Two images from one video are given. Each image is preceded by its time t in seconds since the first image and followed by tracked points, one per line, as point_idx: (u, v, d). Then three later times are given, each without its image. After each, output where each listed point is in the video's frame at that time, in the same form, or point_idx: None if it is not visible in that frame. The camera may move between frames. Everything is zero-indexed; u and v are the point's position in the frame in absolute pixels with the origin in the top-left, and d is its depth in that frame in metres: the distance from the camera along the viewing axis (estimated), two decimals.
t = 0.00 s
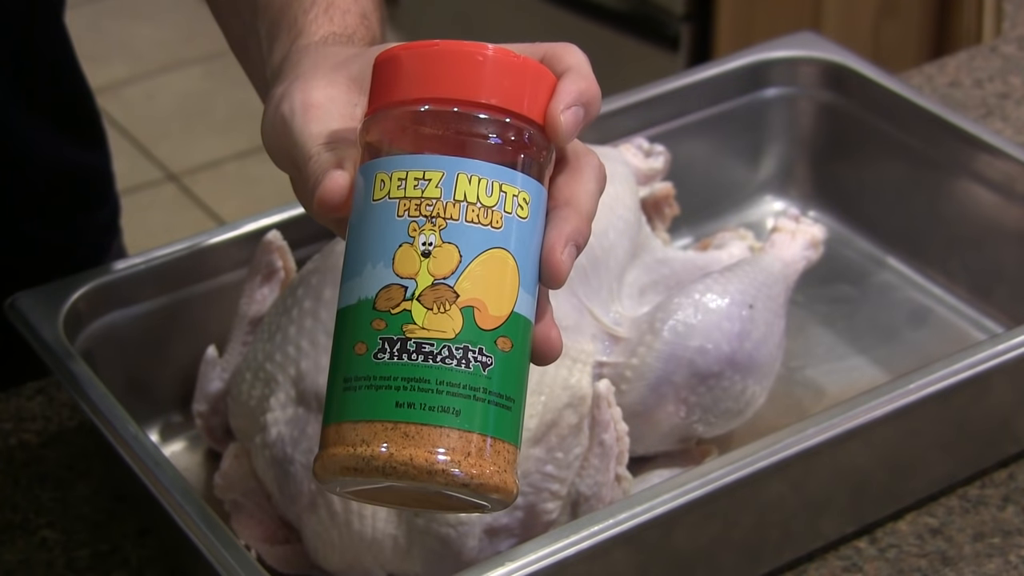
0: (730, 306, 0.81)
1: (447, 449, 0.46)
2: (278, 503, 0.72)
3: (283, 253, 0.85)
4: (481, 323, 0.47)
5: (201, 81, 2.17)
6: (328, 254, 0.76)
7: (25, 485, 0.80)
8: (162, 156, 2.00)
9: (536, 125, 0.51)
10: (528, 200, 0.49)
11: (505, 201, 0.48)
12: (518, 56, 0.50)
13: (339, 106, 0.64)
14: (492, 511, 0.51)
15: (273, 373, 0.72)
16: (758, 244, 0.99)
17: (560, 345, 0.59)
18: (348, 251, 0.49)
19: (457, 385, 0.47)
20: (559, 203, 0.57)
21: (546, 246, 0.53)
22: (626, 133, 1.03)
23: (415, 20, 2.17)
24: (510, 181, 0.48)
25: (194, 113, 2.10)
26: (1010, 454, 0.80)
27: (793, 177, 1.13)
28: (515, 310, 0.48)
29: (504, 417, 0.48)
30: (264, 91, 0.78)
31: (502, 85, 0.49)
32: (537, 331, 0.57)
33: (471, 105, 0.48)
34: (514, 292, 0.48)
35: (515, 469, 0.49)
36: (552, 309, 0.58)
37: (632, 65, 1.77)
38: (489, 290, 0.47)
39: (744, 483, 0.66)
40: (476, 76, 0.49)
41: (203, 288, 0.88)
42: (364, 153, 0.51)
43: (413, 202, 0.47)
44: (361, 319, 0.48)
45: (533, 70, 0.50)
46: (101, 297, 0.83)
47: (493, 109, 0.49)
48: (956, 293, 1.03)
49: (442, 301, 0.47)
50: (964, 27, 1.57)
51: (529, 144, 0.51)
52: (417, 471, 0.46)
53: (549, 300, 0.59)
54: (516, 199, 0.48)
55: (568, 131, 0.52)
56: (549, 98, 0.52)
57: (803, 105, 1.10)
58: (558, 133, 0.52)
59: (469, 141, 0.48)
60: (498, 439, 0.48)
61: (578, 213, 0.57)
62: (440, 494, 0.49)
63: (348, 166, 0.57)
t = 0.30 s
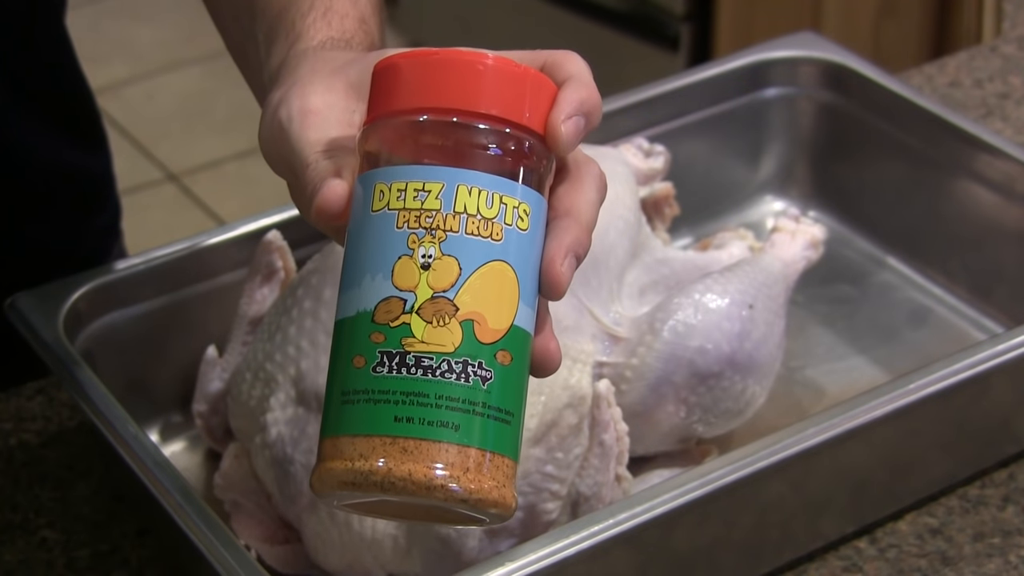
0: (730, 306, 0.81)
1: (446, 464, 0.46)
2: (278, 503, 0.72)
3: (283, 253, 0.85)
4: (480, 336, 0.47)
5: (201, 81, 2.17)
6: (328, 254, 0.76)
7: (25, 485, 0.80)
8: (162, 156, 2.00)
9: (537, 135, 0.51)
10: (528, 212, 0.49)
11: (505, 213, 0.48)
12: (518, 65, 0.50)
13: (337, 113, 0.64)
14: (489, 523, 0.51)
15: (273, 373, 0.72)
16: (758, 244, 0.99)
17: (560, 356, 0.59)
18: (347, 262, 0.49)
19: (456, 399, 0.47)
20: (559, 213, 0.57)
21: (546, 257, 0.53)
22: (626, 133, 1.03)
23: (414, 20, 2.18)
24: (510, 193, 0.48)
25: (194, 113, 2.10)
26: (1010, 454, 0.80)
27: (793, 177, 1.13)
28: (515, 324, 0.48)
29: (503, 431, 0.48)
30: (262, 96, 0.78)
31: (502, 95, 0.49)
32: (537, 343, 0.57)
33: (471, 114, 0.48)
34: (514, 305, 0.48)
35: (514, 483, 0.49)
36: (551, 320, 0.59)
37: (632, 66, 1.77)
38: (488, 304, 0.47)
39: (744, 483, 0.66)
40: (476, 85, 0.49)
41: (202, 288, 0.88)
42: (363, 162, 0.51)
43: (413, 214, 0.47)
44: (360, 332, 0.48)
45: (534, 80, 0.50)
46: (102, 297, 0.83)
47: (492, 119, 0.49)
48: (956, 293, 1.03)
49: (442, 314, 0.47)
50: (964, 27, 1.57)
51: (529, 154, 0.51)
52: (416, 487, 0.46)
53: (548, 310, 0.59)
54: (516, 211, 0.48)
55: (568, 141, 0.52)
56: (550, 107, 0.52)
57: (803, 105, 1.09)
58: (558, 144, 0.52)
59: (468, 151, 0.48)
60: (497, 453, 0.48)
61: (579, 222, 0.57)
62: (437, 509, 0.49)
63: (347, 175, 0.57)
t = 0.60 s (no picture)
0: (730, 306, 0.81)
1: (455, 497, 0.47)
2: (278, 503, 0.72)
3: (283, 253, 0.85)
4: (487, 367, 0.48)
5: (201, 81, 2.17)
6: (328, 254, 0.76)
7: (25, 485, 0.80)
8: (162, 156, 2.00)
9: (542, 162, 0.51)
10: (534, 241, 0.49)
11: (511, 243, 0.48)
12: (524, 93, 0.50)
13: (340, 131, 0.64)
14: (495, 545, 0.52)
15: (273, 374, 0.72)
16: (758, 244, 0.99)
17: (564, 381, 0.59)
18: (353, 291, 0.49)
19: (463, 432, 0.47)
20: (563, 238, 0.58)
21: (551, 283, 0.54)
22: (626, 133, 1.03)
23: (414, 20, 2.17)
24: (515, 223, 0.48)
25: (194, 113, 2.10)
26: (1010, 454, 0.80)
27: (792, 176, 1.13)
28: (521, 354, 0.49)
29: (510, 461, 0.49)
30: (261, 106, 0.78)
31: (508, 124, 0.49)
32: (543, 369, 0.58)
33: (476, 144, 0.49)
34: (521, 336, 0.49)
35: (520, 511, 0.50)
36: (555, 345, 0.59)
37: (632, 66, 1.77)
38: (496, 336, 0.48)
39: (744, 483, 0.66)
40: (482, 115, 0.49)
41: (203, 288, 0.88)
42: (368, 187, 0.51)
43: (420, 245, 0.47)
44: (368, 363, 0.48)
45: (539, 108, 0.51)
46: (102, 297, 0.83)
47: (498, 148, 0.49)
48: (957, 293, 1.03)
49: (450, 347, 0.48)
50: (964, 27, 1.57)
51: (533, 180, 0.51)
52: (426, 519, 0.47)
53: (552, 335, 0.60)
54: (523, 241, 0.48)
55: (573, 167, 0.52)
56: (554, 133, 0.52)
57: (803, 105, 1.09)
58: (563, 170, 0.52)
59: (473, 180, 0.49)
60: (503, 483, 0.48)
61: (583, 247, 0.57)
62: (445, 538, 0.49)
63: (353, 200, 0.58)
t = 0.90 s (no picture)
0: (730, 306, 0.81)
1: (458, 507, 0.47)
2: (278, 503, 0.72)
3: (283, 253, 0.85)
4: (492, 378, 0.48)
5: (201, 81, 2.17)
6: (327, 254, 0.76)
7: (25, 485, 0.80)
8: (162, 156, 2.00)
9: (547, 172, 0.51)
10: (541, 252, 0.49)
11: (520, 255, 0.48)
12: (530, 104, 0.50)
13: (343, 135, 0.64)
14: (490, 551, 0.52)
15: (273, 373, 0.72)
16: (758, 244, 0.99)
17: (561, 389, 0.59)
18: (357, 296, 0.49)
19: (467, 443, 0.48)
20: (564, 246, 0.58)
21: (552, 292, 0.54)
22: (626, 133, 1.03)
23: (414, 20, 2.17)
24: (524, 235, 0.48)
25: (194, 113, 2.10)
26: (1010, 454, 0.80)
27: (792, 176, 1.13)
28: (525, 365, 0.49)
29: (511, 472, 0.49)
30: (261, 109, 0.78)
31: (513, 135, 0.49)
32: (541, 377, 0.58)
33: (479, 154, 0.49)
34: (525, 347, 0.49)
35: (518, 519, 0.50)
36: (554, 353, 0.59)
37: (632, 66, 1.77)
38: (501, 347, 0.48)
39: (744, 483, 0.66)
40: (487, 125, 0.49)
41: (203, 287, 0.88)
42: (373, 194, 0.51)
43: (429, 255, 0.47)
44: (373, 370, 0.48)
45: (546, 119, 0.50)
46: (102, 297, 0.83)
47: (501, 158, 0.49)
48: (957, 293, 1.03)
49: (456, 358, 0.48)
50: (964, 26, 1.57)
51: (537, 189, 0.51)
52: (428, 529, 0.47)
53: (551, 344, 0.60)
54: (530, 253, 0.48)
55: (580, 178, 0.52)
56: (561, 143, 0.52)
57: (803, 105, 1.09)
58: (569, 180, 0.52)
59: (476, 189, 0.49)
60: (504, 493, 0.49)
61: (584, 256, 0.57)
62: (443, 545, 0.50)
63: (357, 204, 0.56)
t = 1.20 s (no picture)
0: (730, 306, 0.81)
1: (457, 496, 0.47)
2: (278, 503, 0.72)
3: (283, 253, 0.85)
4: (493, 368, 0.48)
5: (201, 81, 2.17)
6: (327, 254, 0.76)
7: (25, 485, 0.80)
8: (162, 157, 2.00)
9: (550, 164, 0.51)
10: (542, 244, 0.49)
11: (522, 246, 0.48)
12: (533, 96, 0.50)
13: (346, 130, 0.63)
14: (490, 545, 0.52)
15: (273, 373, 0.72)
16: (758, 244, 0.99)
17: (564, 382, 0.59)
18: (359, 287, 0.49)
19: (467, 432, 0.47)
20: (566, 239, 0.58)
21: (556, 284, 0.55)
22: (626, 133, 1.03)
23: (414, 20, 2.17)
24: (526, 226, 0.48)
25: (194, 113, 2.10)
26: (1010, 454, 0.80)
27: (793, 176, 1.13)
28: (526, 356, 0.49)
29: (511, 462, 0.49)
30: (263, 105, 0.78)
31: (516, 126, 0.49)
32: (543, 370, 0.58)
33: (483, 145, 0.49)
34: (526, 338, 0.49)
35: (519, 511, 0.50)
36: (555, 346, 0.59)
37: (632, 66, 1.77)
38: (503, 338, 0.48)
39: (744, 483, 0.66)
40: (491, 116, 0.49)
41: (203, 287, 0.88)
42: (376, 186, 0.51)
43: (431, 245, 0.47)
44: (375, 360, 0.48)
45: (548, 111, 0.50)
46: (102, 297, 0.83)
47: (505, 149, 0.49)
48: (957, 293, 1.03)
49: (458, 347, 0.48)
50: (964, 27, 1.57)
51: (540, 181, 0.51)
52: (428, 518, 0.47)
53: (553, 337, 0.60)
54: (532, 244, 0.48)
55: (583, 171, 0.52)
56: (564, 136, 0.52)
57: (803, 105, 1.09)
58: (573, 174, 0.52)
59: (480, 181, 0.49)
60: (504, 484, 0.48)
61: (586, 249, 0.57)
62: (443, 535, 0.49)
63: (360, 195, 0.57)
